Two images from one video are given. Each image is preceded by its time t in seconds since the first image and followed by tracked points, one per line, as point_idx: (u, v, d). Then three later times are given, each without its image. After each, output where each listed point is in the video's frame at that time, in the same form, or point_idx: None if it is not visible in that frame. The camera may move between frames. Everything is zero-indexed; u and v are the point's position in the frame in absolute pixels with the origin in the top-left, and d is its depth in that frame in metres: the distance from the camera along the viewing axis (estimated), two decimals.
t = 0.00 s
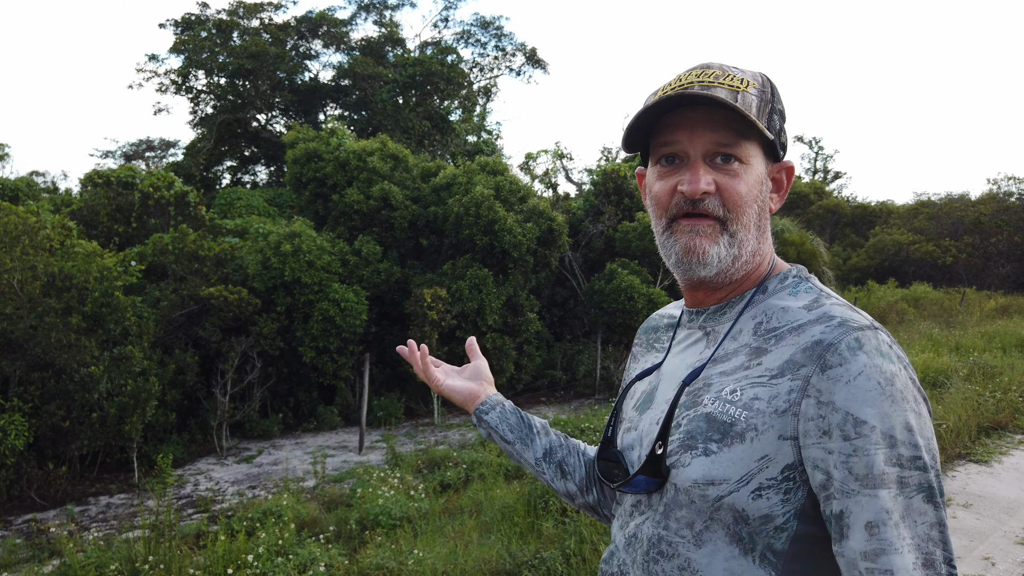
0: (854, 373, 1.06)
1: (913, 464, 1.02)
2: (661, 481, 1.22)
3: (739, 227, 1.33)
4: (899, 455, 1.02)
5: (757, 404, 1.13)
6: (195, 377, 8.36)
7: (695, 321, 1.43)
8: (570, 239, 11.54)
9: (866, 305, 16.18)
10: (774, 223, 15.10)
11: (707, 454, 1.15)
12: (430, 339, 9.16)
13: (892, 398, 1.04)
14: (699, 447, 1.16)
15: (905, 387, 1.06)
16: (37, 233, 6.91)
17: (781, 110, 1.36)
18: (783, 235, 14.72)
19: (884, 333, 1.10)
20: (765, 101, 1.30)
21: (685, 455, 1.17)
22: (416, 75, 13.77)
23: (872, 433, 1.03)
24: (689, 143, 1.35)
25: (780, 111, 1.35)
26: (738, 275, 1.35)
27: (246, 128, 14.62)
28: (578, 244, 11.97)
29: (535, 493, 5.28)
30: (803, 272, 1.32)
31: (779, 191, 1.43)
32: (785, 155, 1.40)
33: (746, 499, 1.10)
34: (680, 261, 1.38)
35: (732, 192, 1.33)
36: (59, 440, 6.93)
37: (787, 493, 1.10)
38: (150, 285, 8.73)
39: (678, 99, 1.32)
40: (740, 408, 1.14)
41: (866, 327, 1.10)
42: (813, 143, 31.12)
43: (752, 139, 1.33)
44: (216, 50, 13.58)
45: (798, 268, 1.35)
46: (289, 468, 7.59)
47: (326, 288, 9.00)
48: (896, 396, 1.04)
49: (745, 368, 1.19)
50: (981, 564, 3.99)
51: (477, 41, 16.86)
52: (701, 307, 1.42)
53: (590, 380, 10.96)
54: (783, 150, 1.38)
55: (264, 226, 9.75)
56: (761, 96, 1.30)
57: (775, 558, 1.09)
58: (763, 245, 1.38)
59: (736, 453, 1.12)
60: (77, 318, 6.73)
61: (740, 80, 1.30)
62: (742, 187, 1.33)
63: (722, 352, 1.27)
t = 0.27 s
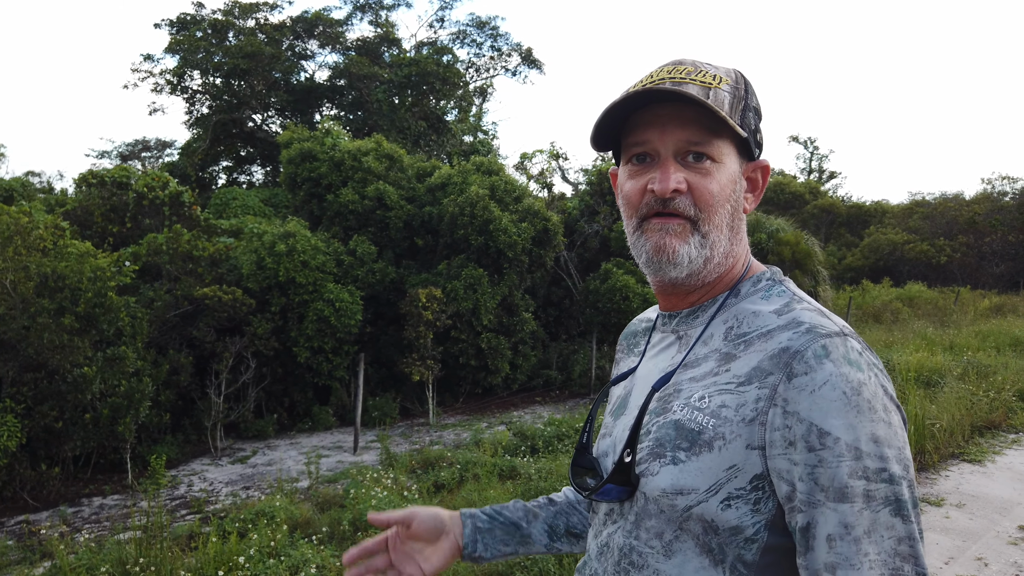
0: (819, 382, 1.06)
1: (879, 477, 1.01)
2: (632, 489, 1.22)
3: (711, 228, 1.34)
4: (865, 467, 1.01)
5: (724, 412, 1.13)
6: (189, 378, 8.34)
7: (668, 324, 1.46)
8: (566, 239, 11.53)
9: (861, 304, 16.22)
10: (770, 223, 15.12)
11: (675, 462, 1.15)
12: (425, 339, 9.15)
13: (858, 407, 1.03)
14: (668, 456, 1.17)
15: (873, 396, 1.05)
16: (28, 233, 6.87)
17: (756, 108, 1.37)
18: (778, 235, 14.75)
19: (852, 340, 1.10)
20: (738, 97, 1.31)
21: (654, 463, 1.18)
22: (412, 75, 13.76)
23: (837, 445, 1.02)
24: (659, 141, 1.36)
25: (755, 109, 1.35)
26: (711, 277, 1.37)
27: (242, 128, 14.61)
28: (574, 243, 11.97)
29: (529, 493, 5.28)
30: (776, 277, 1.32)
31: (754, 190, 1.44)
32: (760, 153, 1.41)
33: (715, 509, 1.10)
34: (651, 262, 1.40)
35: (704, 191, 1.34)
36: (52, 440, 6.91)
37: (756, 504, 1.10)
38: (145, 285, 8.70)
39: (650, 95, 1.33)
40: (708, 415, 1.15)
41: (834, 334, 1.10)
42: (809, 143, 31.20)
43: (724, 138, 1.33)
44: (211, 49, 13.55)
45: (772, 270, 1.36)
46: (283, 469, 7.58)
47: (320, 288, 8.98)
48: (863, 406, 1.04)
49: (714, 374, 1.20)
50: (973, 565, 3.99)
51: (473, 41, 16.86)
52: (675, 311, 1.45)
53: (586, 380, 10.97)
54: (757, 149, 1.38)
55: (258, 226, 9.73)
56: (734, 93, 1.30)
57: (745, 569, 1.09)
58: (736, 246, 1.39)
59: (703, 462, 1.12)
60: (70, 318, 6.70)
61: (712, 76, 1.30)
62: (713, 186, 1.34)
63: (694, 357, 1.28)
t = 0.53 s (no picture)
0: (779, 391, 1.09)
1: (840, 489, 1.06)
2: (596, 502, 1.27)
3: (670, 229, 1.38)
4: (824, 478, 1.06)
5: (686, 423, 1.17)
6: (183, 378, 8.31)
7: (630, 327, 1.50)
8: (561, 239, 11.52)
9: (857, 304, 16.26)
10: (765, 223, 15.12)
11: (637, 475, 1.20)
12: (420, 339, 9.14)
13: (818, 417, 1.07)
14: (630, 467, 1.21)
15: (834, 403, 1.09)
16: (20, 233, 6.79)
17: (716, 103, 1.39)
18: (774, 234, 14.76)
19: (813, 345, 1.13)
20: (696, 92, 1.34)
21: (616, 476, 1.23)
22: (407, 75, 13.72)
23: (798, 456, 1.06)
24: (616, 140, 1.40)
25: (713, 103, 1.38)
26: (673, 280, 1.41)
27: (237, 128, 14.57)
28: (569, 243, 11.96)
29: (522, 494, 5.25)
30: (739, 276, 1.36)
31: (715, 187, 1.48)
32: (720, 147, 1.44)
33: (680, 521, 1.15)
34: (612, 264, 1.44)
35: (663, 192, 1.37)
36: (45, 442, 6.87)
37: (720, 515, 1.14)
38: (138, 286, 8.66)
39: (605, 92, 1.36)
40: (669, 425, 1.19)
41: (796, 340, 1.13)
42: (806, 142, 31.25)
43: (682, 136, 1.36)
44: (206, 49, 13.50)
45: (734, 268, 1.39)
46: (277, 469, 7.56)
47: (314, 288, 8.95)
48: (823, 415, 1.07)
49: (674, 382, 1.23)
50: (965, 565, 3.98)
51: (468, 41, 16.84)
52: (637, 314, 1.49)
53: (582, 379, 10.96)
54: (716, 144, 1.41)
55: (252, 226, 9.70)
56: (692, 88, 1.33)
57: None
58: (698, 247, 1.42)
59: (665, 474, 1.17)
60: (61, 319, 6.66)
61: (670, 71, 1.33)
62: (673, 187, 1.37)
63: (654, 363, 1.32)
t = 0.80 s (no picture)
0: (736, 397, 1.11)
1: (799, 498, 1.08)
2: (554, 510, 1.28)
3: (630, 233, 1.41)
4: (783, 487, 1.07)
5: (643, 429, 1.19)
6: (179, 379, 8.29)
7: (595, 330, 1.53)
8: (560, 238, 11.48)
9: (857, 304, 16.23)
10: (765, 222, 15.10)
11: (594, 483, 1.21)
12: (417, 339, 9.11)
13: (777, 423, 1.08)
14: (587, 475, 1.23)
15: (794, 409, 1.10)
16: (15, 233, 6.87)
17: (673, 102, 1.42)
18: (773, 234, 14.73)
19: (773, 348, 1.14)
20: (653, 91, 1.36)
21: (574, 484, 1.24)
22: (406, 74, 13.69)
23: (756, 464, 1.07)
24: (572, 144, 1.43)
25: (670, 103, 1.40)
26: (635, 284, 1.44)
27: (236, 128, 14.54)
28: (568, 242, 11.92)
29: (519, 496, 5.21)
30: (703, 278, 1.39)
31: (679, 188, 1.51)
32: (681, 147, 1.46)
33: (637, 531, 1.16)
34: (574, 269, 1.48)
35: (622, 195, 1.40)
36: (40, 443, 6.83)
37: (678, 525, 1.16)
38: (135, 286, 8.63)
39: (561, 95, 1.39)
40: (626, 432, 1.20)
41: (756, 344, 1.14)
42: (806, 142, 31.23)
43: (640, 137, 1.38)
44: (204, 48, 13.47)
45: (697, 270, 1.42)
46: (273, 471, 7.53)
47: (312, 288, 8.92)
48: (781, 422, 1.08)
49: (632, 386, 1.25)
50: (962, 568, 3.95)
51: (468, 40, 16.80)
52: (599, 318, 1.53)
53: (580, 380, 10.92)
54: (675, 144, 1.43)
55: (249, 226, 9.67)
56: (648, 87, 1.36)
57: None
58: (660, 250, 1.46)
59: (622, 482, 1.18)
60: (56, 319, 6.63)
61: (626, 71, 1.36)
62: (632, 190, 1.40)
63: (614, 366, 1.34)
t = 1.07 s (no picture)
0: (706, 397, 1.14)
1: (768, 504, 1.10)
2: (522, 511, 1.32)
3: (606, 231, 1.45)
4: (752, 491, 1.09)
5: (614, 429, 1.22)
6: (177, 380, 8.28)
7: (572, 329, 1.60)
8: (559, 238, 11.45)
9: (857, 304, 16.21)
10: (765, 223, 15.08)
11: (562, 484, 1.25)
12: (416, 339, 9.10)
13: (748, 425, 1.11)
14: (555, 476, 1.26)
15: (765, 411, 1.12)
16: (12, 233, 6.86)
17: (652, 97, 1.45)
18: (773, 234, 14.72)
19: (745, 349, 1.18)
20: (632, 86, 1.39)
21: (543, 484, 1.28)
22: (405, 74, 13.66)
23: (725, 466, 1.10)
24: (548, 141, 1.47)
25: (648, 99, 1.44)
26: (611, 282, 1.48)
27: (235, 129, 14.53)
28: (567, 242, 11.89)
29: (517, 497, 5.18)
30: (680, 277, 1.43)
31: (656, 185, 1.55)
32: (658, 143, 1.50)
33: (604, 534, 1.20)
34: (550, 267, 1.52)
35: (597, 193, 1.44)
36: (38, 443, 6.82)
37: (646, 529, 1.20)
38: (133, 287, 8.61)
39: (538, 90, 1.42)
40: (597, 432, 1.24)
41: (729, 345, 1.17)
42: (807, 142, 31.22)
43: (616, 134, 1.42)
44: (203, 49, 13.44)
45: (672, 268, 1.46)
46: (271, 471, 7.51)
47: (310, 289, 8.90)
48: (751, 424, 1.11)
49: (606, 386, 1.29)
50: (961, 570, 3.92)
51: (467, 40, 16.79)
52: (576, 314, 1.60)
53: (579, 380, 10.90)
54: (652, 141, 1.47)
55: (248, 226, 9.66)
56: (626, 82, 1.39)
57: None
58: (636, 248, 1.50)
59: (590, 483, 1.22)
60: (53, 320, 6.62)
61: (604, 65, 1.39)
62: (608, 188, 1.44)
63: (589, 366, 1.39)
